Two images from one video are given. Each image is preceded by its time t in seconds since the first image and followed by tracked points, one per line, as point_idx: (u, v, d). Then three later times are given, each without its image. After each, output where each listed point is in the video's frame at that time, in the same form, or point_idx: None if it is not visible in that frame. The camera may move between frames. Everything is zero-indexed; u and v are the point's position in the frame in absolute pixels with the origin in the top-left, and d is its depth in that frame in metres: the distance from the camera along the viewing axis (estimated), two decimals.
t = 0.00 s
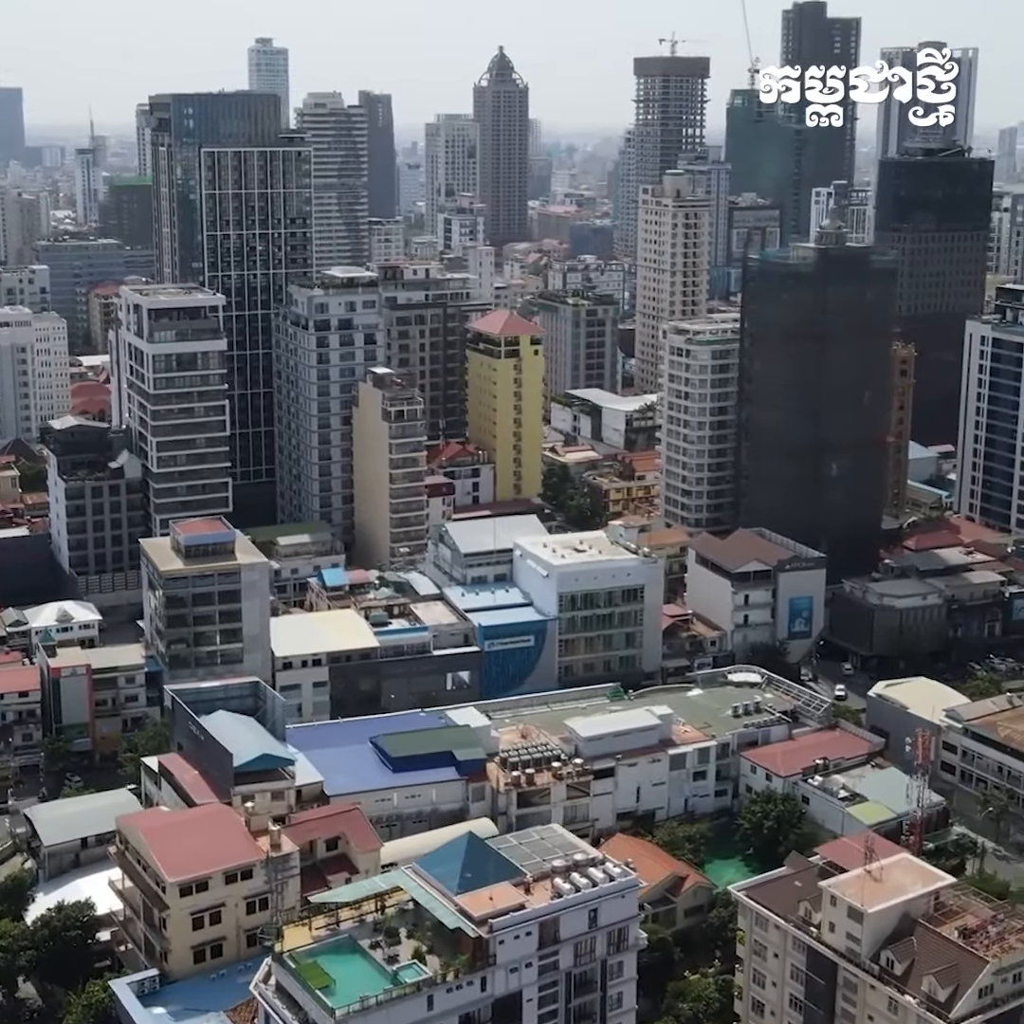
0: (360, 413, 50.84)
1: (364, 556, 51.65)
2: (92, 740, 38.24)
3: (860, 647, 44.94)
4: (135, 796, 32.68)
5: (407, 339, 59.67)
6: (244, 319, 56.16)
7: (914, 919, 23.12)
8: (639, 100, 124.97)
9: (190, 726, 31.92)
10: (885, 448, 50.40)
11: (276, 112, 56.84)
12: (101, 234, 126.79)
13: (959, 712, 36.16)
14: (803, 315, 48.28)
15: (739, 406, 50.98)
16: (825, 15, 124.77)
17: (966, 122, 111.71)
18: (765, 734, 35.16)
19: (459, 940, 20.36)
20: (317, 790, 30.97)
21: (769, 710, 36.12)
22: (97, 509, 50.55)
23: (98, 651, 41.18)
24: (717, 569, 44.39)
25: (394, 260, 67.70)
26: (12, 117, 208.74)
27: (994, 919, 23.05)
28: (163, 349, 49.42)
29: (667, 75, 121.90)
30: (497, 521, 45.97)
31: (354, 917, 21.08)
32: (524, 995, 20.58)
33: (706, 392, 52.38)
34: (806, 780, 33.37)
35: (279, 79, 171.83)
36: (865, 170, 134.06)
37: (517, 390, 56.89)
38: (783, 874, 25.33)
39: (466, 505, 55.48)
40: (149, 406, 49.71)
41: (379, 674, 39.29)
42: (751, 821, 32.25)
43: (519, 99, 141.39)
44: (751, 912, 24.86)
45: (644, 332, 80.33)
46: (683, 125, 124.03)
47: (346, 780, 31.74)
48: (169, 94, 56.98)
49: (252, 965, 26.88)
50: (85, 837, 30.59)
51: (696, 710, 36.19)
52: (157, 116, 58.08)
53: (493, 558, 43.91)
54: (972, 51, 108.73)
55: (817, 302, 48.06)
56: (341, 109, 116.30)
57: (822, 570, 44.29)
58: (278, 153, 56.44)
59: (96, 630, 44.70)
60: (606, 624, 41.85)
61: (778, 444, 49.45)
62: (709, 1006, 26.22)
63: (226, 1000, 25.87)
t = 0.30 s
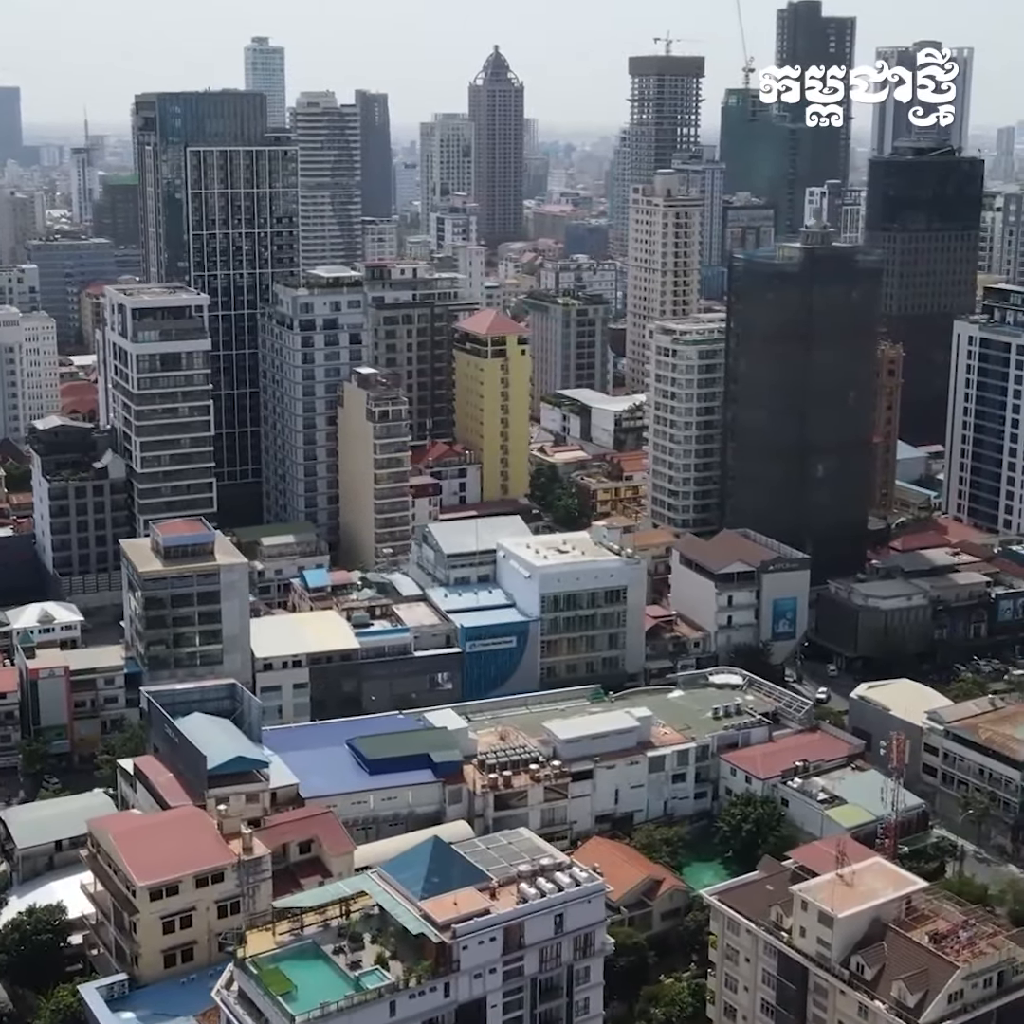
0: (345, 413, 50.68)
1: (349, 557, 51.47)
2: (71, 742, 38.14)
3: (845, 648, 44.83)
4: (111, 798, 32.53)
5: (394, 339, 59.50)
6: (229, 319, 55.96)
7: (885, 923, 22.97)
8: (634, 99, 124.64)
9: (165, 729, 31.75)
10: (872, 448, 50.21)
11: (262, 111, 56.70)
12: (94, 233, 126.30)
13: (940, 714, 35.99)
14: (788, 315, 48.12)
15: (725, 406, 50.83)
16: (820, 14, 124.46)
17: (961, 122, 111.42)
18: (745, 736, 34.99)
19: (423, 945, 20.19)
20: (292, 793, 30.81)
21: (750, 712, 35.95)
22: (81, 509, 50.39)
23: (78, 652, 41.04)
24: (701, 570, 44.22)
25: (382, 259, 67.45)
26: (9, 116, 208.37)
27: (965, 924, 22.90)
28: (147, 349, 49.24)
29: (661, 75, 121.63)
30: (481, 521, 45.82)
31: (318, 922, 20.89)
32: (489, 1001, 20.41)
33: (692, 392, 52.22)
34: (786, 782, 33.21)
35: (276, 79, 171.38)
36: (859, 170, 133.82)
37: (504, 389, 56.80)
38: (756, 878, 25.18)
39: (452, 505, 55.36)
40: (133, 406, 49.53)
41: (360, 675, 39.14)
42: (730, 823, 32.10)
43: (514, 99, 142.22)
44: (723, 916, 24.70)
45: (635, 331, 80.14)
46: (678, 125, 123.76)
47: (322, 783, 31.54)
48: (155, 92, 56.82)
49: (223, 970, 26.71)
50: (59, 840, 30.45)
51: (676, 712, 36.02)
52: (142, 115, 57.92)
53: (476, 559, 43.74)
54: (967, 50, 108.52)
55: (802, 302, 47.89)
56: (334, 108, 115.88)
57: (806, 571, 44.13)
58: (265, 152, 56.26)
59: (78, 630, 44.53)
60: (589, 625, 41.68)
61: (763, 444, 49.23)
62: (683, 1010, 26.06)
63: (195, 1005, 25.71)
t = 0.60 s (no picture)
0: (329, 412, 50.52)
1: (334, 557, 51.28)
2: (49, 744, 38.02)
3: (830, 650, 44.69)
4: (87, 801, 32.36)
5: (381, 339, 59.33)
6: (215, 319, 55.78)
7: (856, 929, 22.81)
8: (628, 98, 124.36)
9: (140, 731, 31.58)
10: (859, 448, 50.00)
11: (248, 110, 56.57)
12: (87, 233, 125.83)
13: (921, 716, 35.80)
14: (773, 315, 47.93)
15: (711, 406, 50.66)
16: (814, 14, 124.31)
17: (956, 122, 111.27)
18: (725, 738, 34.83)
19: (386, 951, 20.04)
20: (267, 795, 30.64)
21: (730, 714, 35.77)
22: (64, 509, 50.25)
23: (58, 653, 40.87)
24: (685, 571, 44.06)
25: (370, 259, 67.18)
26: (6, 116, 208.21)
27: (936, 929, 22.73)
28: (131, 349, 49.05)
29: (656, 74, 121.37)
30: (465, 522, 45.65)
31: (282, 927, 20.74)
32: (452, 1008, 20.27)
33: (679, 391, 52.03)
34: (765, 784, 33.03)
35: (272, 79, 170.72)
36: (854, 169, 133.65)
37: (492, 389, 56.70)
38: (727, 882, 25.02)
39: (439, 506, 55.21)
40: (116, 406, 49.35)
41: (341, 677, 39.00)
42: (708, 826, 31.94)
43: (509, 98, 141.66)
44: (695, 921, 24.54)
45: (626, 330, 79.96)
46: (672, 124, 123.58)
47: (297, 785, 31.37)
48: (140, 91, 56.56)
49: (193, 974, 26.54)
50: (33, 843, 30.31)
51: (657, 714, 35.87)
52: (128, 113, 57.74)
53: (459, 560, 43.58)
54: (961, 49, 108.28)
55: (788, 302, 47.68)
56: (328, 107, 115.45)
57: (790, 572, 43.96)
58: (250, 152, 56.10)
59: (59, 631, 44.37)
60: (572, 626, 41.51)
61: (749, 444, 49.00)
62: (656, 1015, 25.89)
63: (164, 1009, 25.54)
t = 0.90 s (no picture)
0: (314, 412, 50.30)
1: (319, 558, 51.06)
2: (27, 745, 37.85)
3: (815, 652, 44.53)
4: (62, 804, 32.21)
5: (368, 339, 59.13)
6: (200, 319, 55.58)
7: (826, 934, 22.61)
8: (623, 98, 123.99)
9: (115, 733, 31.39)
10: (845, 448, 49.79)
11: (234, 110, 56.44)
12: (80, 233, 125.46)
13: (902, 719, 35.63)
14: (758, 315, 47.78)
15: (697, 406, 50.48)
16: (809, 12, 124.06)
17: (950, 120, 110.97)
18: (705, 740, 34.64)
19: (348, 957, 19.86)
20: (241, 798, 30.46)
21: (711, 716, 35.58)
22: (47, 509, 50.12)
23: (38, 654, 40.76)
24: (669, 572, 43.87)
25: (357, 260, 66.75)
26: (3, 115, 208.02)
27: (906, 934, 22.54)
28: (114, 349, 48.86)
29: (650, 73, 121.00)
30: (448, 523, 45.46)
31: (244, 932, 20.54)
32: (414, 1015, 20.09)
33: (665, 391, 51.87)
34: (744, 787, 32.85)
35: (266, 78, 169.19)
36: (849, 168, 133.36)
37: (477, 389, 56.48)
38: (699, 886, 24.84)
39: (426, 506, 55.00)
40: (100, 406, 49.17)
41: (322, 678, 38.80)
42: (686, 828, 31.78)
43: (505, 97, 139.49)
44: (666, 926, 24.36)
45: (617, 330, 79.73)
46: (667, 123, 123.32)
47: (272, 788, 31.17)
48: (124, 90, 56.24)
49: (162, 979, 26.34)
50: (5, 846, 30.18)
51: (637, 716, 35.68)
52: (114, 113, 57.57)
53: (442, 560, 43.38)
54: (957, 49, 107.93)
55: (773, 301, 47.52)
56: (321, 107, 115.06)
57: (774, 573, 43.79)
58: (236, 151, 55.92)
59: (41, 632, 44.22)
60: (555, 627, 41.31)
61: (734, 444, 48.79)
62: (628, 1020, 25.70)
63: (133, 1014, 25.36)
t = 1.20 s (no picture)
0: (298, 412, 50.09)
1: (304, 558, 50.88)
2: (4, 748, 37.69)
3: (799, 653, 44.36)
4: (36, 807, 32.03)
5: (355, 340, 58.93)
6: (186, 319, 55.45)
7: (795, 939, 22.45)
8: (618, 97, 123.53)
9: (90, 736, 31.21)
10: (831, 449, 49.65)
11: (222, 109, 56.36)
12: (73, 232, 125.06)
13: (883, 721, 35.48)
14: (744, 315, 47.62)
15: (683, 407, 50.30)
16: (804, 11, 123.72)
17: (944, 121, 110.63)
18: (685, 743, 34.48)
19: (308, 964, 19.69)
20: (215, 801, 30.27)
21: (691, 718, 35.42)
22: (31, 510, 50.02)
23: (18, 655, 40.59)
24: (652, 574, 43.71)
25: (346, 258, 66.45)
26: None
27: (876, 940, 22.40)
28: (98, 349, 48.68)
29: (645, 73, 120.42)
30: (431, 524, 45.29)
31: (206, 939, 20.37)
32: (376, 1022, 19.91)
33: (651, 391, 51.70)
34: (722, 790, 32.67)
35: (264, 78, 168.81)
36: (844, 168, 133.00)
37: (464, 389, 56.34)
38: (670, 890, 24.66)
39: (412, 507, 54.80)
40: (83, 406, 49.01)
41: (302, 680, 38.65)
42: (664, 832, 31.62)
43: (500, 95, 138.36)
44: (636, 931, 24.21)
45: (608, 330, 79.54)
46: (662, 123, 122.94)
47: (247, 791, 31.01)
48: (111, 89, 56.37)
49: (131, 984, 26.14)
50: None
51: (616, 718, 35.50)
52: (100, 111, 57.38)
53: (425, 561, 43.20)
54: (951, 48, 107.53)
55: (759, 301, 47.37)
56: (314, 107, 114.60)
57: (758, 574, 43.63)
58: (223, 149, 55.70)
59: (22, 633, 44.04)
60: (537, 629, 41.14)
61: (720, 445, 48.63)
62: None
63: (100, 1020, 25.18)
